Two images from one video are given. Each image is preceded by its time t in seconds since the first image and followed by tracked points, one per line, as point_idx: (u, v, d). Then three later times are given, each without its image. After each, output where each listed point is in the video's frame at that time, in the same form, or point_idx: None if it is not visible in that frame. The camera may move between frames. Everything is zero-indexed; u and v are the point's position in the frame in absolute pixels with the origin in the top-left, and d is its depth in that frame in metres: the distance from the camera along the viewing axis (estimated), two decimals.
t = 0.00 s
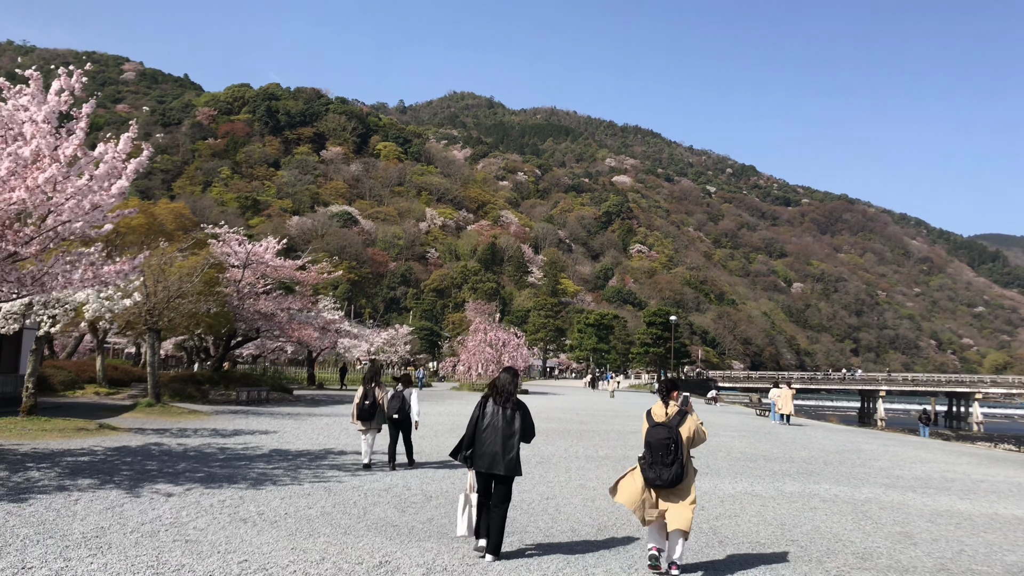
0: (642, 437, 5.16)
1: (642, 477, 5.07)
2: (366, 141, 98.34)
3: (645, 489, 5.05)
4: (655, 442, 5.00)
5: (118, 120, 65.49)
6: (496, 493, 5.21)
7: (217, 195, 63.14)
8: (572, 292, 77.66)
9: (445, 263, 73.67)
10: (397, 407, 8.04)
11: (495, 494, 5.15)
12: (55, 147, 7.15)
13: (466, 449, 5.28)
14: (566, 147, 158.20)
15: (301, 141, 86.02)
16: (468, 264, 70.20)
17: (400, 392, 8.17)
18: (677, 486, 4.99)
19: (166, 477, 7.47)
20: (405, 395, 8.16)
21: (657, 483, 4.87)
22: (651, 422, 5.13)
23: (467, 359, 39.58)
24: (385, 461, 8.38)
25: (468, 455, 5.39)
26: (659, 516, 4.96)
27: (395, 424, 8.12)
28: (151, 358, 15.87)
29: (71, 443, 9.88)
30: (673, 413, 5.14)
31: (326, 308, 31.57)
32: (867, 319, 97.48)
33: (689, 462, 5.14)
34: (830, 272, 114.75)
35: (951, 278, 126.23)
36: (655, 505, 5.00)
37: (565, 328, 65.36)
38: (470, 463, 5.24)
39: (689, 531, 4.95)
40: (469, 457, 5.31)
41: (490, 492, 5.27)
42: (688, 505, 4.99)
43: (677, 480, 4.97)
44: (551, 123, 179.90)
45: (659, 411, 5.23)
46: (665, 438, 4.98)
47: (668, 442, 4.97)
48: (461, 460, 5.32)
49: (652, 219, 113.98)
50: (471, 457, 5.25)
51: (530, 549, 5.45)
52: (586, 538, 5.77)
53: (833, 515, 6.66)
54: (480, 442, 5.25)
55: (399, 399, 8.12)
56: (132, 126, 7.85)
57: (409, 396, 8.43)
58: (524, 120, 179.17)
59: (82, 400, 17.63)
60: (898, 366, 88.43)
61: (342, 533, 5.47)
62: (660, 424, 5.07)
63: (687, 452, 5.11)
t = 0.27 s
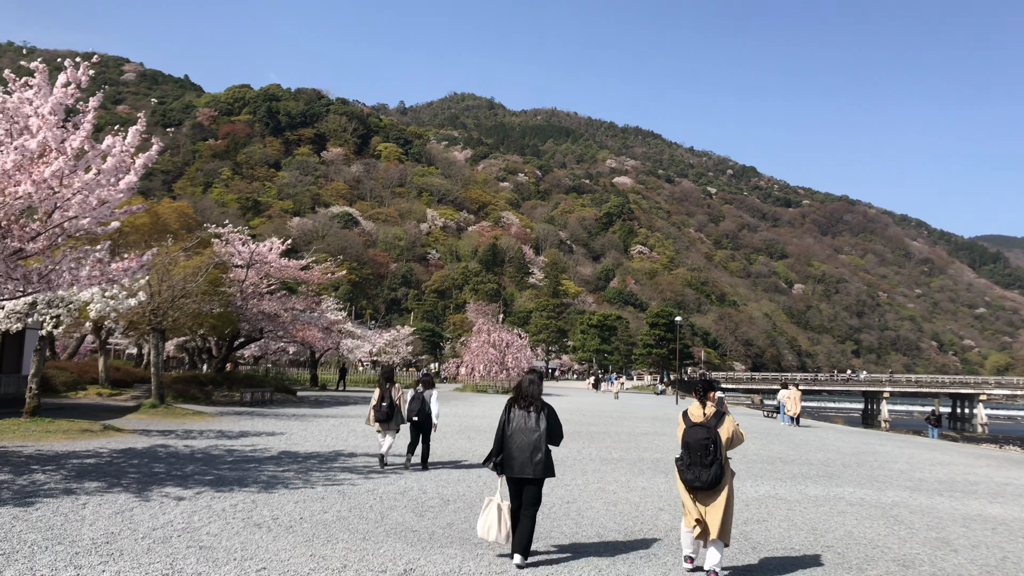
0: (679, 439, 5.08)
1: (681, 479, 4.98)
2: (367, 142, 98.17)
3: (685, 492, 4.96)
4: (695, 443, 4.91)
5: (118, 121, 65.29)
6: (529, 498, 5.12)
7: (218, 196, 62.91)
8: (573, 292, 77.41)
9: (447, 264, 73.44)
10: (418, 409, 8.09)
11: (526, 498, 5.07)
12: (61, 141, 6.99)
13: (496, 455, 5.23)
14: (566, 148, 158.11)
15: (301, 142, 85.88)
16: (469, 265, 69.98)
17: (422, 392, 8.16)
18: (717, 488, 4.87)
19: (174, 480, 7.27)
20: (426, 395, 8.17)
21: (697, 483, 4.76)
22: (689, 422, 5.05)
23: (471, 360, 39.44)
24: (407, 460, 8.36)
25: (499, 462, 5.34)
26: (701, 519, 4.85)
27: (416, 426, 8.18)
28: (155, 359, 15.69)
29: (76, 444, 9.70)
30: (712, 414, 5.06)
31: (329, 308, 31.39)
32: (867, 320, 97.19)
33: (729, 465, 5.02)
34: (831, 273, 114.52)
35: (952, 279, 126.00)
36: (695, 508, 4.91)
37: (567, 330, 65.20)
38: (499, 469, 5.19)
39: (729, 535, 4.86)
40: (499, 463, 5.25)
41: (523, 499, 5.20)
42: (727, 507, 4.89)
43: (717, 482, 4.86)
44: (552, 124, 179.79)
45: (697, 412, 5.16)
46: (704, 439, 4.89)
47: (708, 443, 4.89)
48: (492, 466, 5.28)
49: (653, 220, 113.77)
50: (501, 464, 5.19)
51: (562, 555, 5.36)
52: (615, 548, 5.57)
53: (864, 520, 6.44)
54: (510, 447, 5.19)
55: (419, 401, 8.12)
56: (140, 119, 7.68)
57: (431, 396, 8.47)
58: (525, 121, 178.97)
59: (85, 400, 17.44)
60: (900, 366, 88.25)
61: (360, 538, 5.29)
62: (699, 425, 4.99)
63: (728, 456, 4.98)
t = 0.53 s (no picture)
0: (706, 450, 4.91)
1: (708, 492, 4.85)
2: (368, 143, 98.07)
3: (712, 505, 4.83)
4: (721, 456, 4.74)
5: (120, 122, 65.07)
6: (557, 504, 5.10)
7: (220, 197, 62.64)
8: (575, 293, 77.14)
9: (449, 265, 73.22)
10: (436, 411, 8.10)
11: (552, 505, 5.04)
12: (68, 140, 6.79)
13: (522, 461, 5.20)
14: (568, 149, 157.95)
15: (302, 143, 85.76)
16: (470, 266, 69.82)
17: (438, 397, 8.16)
18: (745, 502, 4.71)
19: (184, 487, 7.09)
20: (442, 400, 8.16)
21: (725, 498, 4.60)
22: (715, 434, 4.88)
23: (474, 361, 39.29)
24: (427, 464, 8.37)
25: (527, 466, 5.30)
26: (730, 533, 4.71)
27: (432, 429, 8.19)
28: (160, 361, 15.51)
29: (81, 449, 9.52)
30: (739, 425, 4.87)
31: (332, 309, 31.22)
32: (868, 321, 96.95)
33: (758, 477, 4.84)
34: (832, 274, 114.28)
35: (953, 280, 125.77)
36: (724, 521, 4.77)
37: (569, 331, 65.08)
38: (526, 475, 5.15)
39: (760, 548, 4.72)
40: (527, 468, 5.21)
41: (552, 504, 5.18)
42: (757, 519, 4.74)
43: (747, 496, 4.68)
44: (553, 125, 179.68)
45: (723, 423, 4.99)
46: (731, 452, 4.72)
47: (735, 455, 4.73)
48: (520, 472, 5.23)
49: (654, 221, 113.62)
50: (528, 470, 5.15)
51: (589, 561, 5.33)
52: (641, 559, 5.41)
53: (895, 529, 6.27)
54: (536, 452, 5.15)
55: (438, 404, 8.13)
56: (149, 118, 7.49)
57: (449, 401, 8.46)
58: (525, 122, 178.90)
59: (89, 403, 17.30)
60: (901, 368, 88.04)
61: (378, 549, 5.13)
62: (725, 437, 4.81)
63: (756, 467, 4.80)
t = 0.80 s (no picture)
0: (738, 447, 4.69)
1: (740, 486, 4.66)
2: (370, 145, 97.85)
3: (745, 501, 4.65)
4: (756, 451, 4.52)
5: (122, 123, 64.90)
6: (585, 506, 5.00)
7: (221, 198, 62.39)
8: (577, 294, 76.89)
9: (450, 266, 72.99)
10: (452, 411, 8.17)
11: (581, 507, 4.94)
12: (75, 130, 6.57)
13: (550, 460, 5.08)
14: (569, 150, 157.80)
15: (304, 144, 85.66)
16: (472, 267, 69.59)
17: (452, 396, 8.20)
18: (779, 499, 4.53)
19: (194, 489, 6.93)
20: (457, 399, 8.23)
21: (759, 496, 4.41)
22: (747, 430, 4.65)
23: (478, 362, 39.12)
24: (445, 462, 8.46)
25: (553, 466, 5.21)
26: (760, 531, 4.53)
27: (449, 430, 8.21)
28: (165, 361, 15.36)
29: (87, 450, 9.34)
30: (772, 420, 4.66)
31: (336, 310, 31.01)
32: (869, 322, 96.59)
33: (790, 472, 4.66)
34: (833, 275, 114.01)
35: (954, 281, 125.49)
36: (759, 519, 4.57)
37: (572, 332, 64.84)
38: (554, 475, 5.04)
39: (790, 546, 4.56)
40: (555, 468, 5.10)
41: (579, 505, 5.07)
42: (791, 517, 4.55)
43: (782, 492, 4.49)
44: (554, 126, 179.48)
45: (755, 418, 4.74)
46: (766, 448, 4.50)
47: (769, 451, 4.51)
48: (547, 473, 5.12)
49: (656, 222, 113.38)
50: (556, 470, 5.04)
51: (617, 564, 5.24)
52: (670, 564, 5.23)
53: (927, 533, 6.08)
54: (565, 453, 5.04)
55: (452, 405, 8.20)
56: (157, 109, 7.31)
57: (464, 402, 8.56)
58: (527, 123, 178.83)
59: (92, 404, 17.14)
60: (902, 369, 87.82)
61: (398, 555, 4.94)
62: (759, 433, 4.60)
63: (790, 462, 4.61)
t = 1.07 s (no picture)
0: (781, 457, 4.50)
1: (780, 496, 4.49)
2: (371, 145, 97.69)
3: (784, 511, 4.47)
4: (801, 462, 4.34)
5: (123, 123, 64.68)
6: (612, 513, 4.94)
7: (223, 199, 62.10)
8: (579, 295, 76.64)
9: (452, 267, 72.83)
10: (467, 411, 8.33)
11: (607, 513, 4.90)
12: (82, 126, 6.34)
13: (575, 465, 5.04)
14: (571, 151, 157.51)
15: (306, 145, 85.54)
16: (474, 267, 69.40)
17: (468, 396, 8.38)
18: (822, 511, 4.38)
19: (205, 496, 6.73)
20: (472, 400, 8.41)
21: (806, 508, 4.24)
22: (790, 440, 4.47)
23: (482, 363, 38.96)
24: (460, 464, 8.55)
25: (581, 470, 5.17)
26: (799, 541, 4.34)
27: (464, 429, 8.29)
28: (171, 363, 15.16)
29: (93, 455, 9.13)
30: (816, 431, 4.49)
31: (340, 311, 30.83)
32: (873, 322, 96.27)
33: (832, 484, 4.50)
34: (836, 275, 113.70)
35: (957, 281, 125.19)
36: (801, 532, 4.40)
37: (576, 332, 64.62)
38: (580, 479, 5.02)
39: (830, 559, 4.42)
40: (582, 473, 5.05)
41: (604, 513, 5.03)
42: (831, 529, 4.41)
43: (826, 505, 4.35)
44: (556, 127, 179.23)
45: (797, 426, 4.56)
46: (812, 459, 4.34)
47: (814, 461, 4.34)
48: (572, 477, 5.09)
49: (658, 223, 113.11)
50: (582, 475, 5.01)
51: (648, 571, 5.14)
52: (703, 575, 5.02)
53: (964, 543, 5.88)
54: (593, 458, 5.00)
55: (468, 404, 8.36)
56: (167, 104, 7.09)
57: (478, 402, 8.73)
58: (528, 124, 178.66)
59: (96, 406, 16.94)
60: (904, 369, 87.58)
61: (421, 568, 4.73)
62: (802, 443, 4.42)
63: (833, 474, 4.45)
